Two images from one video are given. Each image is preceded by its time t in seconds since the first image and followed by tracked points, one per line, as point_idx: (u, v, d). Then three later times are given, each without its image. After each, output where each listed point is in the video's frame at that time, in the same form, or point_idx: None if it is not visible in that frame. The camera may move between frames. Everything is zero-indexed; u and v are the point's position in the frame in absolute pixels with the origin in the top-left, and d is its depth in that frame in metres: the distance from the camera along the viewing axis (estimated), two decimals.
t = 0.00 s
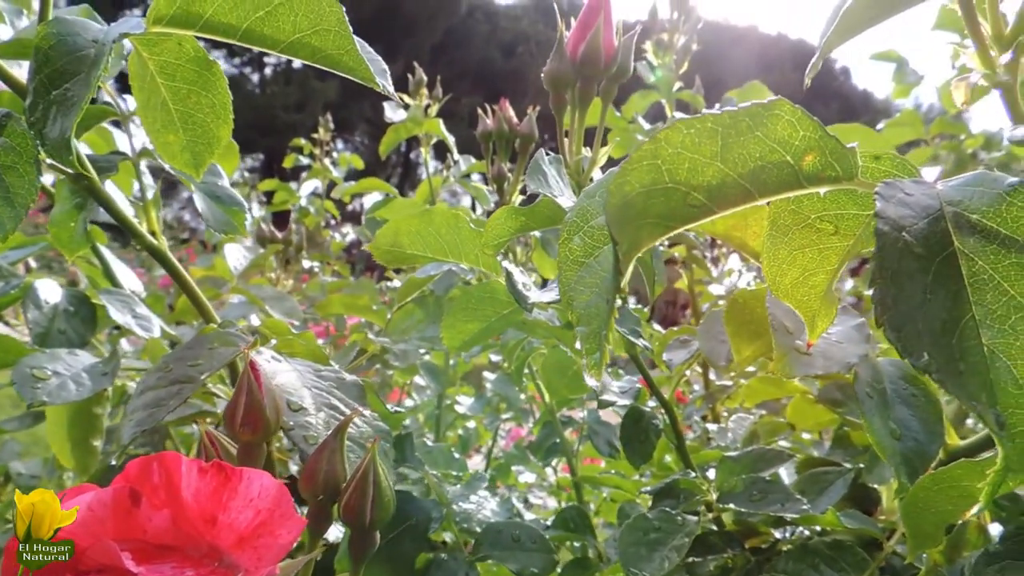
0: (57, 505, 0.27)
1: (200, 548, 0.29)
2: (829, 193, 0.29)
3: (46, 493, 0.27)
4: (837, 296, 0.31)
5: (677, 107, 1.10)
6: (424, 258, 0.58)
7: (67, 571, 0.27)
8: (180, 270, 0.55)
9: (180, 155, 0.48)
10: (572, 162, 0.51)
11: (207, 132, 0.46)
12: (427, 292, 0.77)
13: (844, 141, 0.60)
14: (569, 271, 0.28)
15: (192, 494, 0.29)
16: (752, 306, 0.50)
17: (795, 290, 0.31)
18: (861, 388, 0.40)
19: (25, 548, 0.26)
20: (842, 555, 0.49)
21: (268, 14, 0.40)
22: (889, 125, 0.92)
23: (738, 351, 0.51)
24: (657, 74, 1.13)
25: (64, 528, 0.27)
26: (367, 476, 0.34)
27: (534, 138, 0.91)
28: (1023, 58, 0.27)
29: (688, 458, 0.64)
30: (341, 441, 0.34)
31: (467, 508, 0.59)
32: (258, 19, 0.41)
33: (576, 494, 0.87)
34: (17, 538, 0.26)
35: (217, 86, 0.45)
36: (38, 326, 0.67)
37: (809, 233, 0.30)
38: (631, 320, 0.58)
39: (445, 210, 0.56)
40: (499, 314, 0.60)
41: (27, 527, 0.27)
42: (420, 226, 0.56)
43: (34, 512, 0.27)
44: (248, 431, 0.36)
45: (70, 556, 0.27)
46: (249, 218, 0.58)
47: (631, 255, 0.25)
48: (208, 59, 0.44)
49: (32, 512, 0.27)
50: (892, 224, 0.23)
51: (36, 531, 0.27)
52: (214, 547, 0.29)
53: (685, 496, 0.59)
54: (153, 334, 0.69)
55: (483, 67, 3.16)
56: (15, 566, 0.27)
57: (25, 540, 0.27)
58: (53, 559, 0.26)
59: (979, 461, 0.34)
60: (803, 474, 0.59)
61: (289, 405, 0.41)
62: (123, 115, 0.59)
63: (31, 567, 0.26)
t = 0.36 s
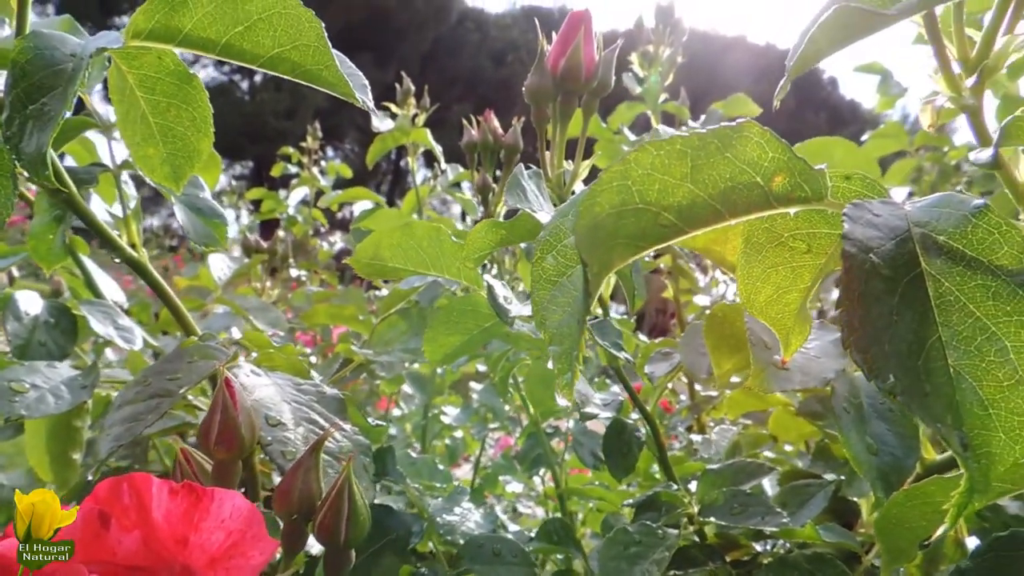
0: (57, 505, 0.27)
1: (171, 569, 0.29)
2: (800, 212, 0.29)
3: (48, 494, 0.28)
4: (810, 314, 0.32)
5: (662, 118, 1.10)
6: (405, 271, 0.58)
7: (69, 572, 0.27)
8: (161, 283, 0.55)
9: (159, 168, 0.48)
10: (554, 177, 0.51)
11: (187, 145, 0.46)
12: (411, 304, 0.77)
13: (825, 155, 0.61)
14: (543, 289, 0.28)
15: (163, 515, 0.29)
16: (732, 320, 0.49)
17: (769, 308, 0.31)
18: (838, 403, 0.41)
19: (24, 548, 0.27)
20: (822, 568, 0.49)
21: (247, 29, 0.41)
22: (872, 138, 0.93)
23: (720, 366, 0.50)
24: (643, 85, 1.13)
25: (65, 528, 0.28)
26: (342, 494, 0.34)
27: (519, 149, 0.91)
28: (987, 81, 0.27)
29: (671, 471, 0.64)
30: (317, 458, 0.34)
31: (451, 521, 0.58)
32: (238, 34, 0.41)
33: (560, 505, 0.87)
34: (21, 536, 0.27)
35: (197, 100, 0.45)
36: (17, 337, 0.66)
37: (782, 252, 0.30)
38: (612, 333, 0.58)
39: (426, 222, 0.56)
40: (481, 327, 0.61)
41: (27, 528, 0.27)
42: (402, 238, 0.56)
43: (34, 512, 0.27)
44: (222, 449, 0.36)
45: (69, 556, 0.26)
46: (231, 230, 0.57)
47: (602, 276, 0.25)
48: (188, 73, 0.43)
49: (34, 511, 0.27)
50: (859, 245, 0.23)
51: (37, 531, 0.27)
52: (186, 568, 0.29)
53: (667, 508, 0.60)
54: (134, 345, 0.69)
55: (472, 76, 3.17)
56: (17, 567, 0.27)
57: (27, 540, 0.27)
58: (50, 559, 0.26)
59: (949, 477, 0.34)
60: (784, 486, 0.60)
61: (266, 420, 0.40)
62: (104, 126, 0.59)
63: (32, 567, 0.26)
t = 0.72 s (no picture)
0: (56, 506, 0.28)
1: None
2: (774, 227, 0.29)
3: (47, 493, 0.28)
4: (785, 327, 0.32)
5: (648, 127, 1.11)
6: (390, 280, 0.59)
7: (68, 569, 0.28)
8: (142, 292, 0.55)
9: (140, 177, 0.47)
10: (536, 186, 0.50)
11: (167, 153, 0.46)
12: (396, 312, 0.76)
13: (806, 167, 0.61)
14: (517, 301, 0.29)
15: (136, 527, 0.29)
16: (713, 329, 0.49)
17: (745, 320, 0.31)
18: (815, 415, 0.40)
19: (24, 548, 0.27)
20: None
21: (227, 39, 0.41)
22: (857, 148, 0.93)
23: (700, 376, 0.50)
24: (629, 94, 1.14)
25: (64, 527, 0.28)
26: (318, 506, 0.34)
27: (505, 158, 0.91)
28: (953, 99, 0.27)
29: (654, 481, 0.64)
30: (293, 470, 0.34)
31: (435, 530, 0.58)
32: (218, 43, 0.41)
33: (545, 514, 0.87)
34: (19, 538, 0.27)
35: (178, 109, 0.45)
36: None
37: (757, 265, 0.31)
38: (595, 343, 0.58)
39: (409, 232, 0.56)
40: (464, 337, 0.61)
41: (27, 527, 0.27)
42: (385, 248, 0.56)
43: (34, 512, 0.27)
44: (200, 460, 0.36)
45: (70, 555, 0.28)
46: (213, 239, 0.57)
47: (574, 290, 0.25)
48: (168, 82, 0.43)
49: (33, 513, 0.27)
50: (828, 262, 0.23)
51: (36, 531, 0.27)
52: None
53: (649, 518, 0.60)
54: (116, 354, 0.68)
55: (461, 82, 3.17)
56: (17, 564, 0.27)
57: (27, 539, 0.27)
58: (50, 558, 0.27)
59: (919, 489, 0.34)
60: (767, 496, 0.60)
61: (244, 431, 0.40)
62: (85, 134, 0.59)
63: (32, 566, 0.27)
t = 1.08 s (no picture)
0: (56, 507, 0.28)
1: None
2: (741, 237, 0.29)
3: (47, 493, 0.28)
4: (754, 337, 0.32)
5: (630, 133, 1.11)
6: (366, 286, 0.58)
7: (67, 569, 0.28)
8: (115, 298, 0.54)
9: (112, 183, 0.47)
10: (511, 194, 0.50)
11: (139, 160, 0.46)
12: (375, 318, 0.76)
13: (781, 174, 0.61)
14: (484, 312, 0.29)
15: (99, 540, 0.29)
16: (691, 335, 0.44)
17: (715, 329, 0.32)
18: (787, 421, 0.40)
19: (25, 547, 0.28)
20: None
21: (198, 45, 0.40)
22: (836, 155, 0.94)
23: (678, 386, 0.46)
24: (610, 100, 1.14)
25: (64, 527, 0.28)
26: (286, 516, 0.33)
27: (486, 163, 0.91)
28: (914, 111, 0.28)
29: (632, 487, 0.64)
30: (262, 480, 0.34)
31: (414, 536, 0.57)
32: (189, 49, 0.40)
33: (525, 519, 0.87)
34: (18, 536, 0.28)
35: (151, 115, 0.44)
36: None
37: (726, 274, 0.31)
38: (573, 349, 0.58)
39: (385, 238, 0.55)
40: (441, 343, 0.61)
41: (27, 527, 0.28)
42: (362, 254, 0.56)
43: (34, 512, 0.28)
44: (166, 470, 0.36)
45: (69, 556, 0.28)
46: (187, 245, 0.57)
47: (539, 302, 0.25)
48: (139, 88, 0.43)
49: (32, 513, 0.28)
50: (790, 273, 0.23)
51: (36, 530, 0.28)
52: None
53: (626, 524, 0.60)
54: (91, 361, 0.67)
55: (447, 86, 3.16)
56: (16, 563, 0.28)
57: (27, 539, 0.28)
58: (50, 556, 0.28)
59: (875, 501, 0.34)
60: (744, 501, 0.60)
61: (216, 440, 0.40)
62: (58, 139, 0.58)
63: (32, 566, 0.28)
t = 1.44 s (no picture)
0: (56, 506, 0.28)
1: None
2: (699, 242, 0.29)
3: (47, 493, 0.29)
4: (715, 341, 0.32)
5: (609, 137, 1.11)
6: (338, 291, 0.58)
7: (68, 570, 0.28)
8: (84, 304, 0.54)
9: (77, 189, 0.47)
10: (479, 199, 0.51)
11: (105, 166, 0.46)
12: (351, 323, 0.76)
13: (754, 178, 0.62)
14: (441, 318, 0.29)
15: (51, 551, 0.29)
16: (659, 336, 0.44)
17: (676, 334, 0.32)
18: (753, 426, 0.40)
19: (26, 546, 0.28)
20: None
21: (163, 51, 0.40)
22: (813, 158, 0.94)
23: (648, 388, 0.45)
24: (588, 103, 1.14)
25: (65, 528, 0.29)
26: (248, 524, 0.33)
27: (465, 167, 0.91)
28: (862, 119, 0.28)
29: (608, 491, 0.64)
30: (225, 488, 0.34)
31: (391, 541, 0.57)
32: (153, 55, 0.40)
33: (504, 524, 0.86)
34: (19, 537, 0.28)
35: (116, 121, 0.44)
36: None
37: (685, 279, 0.31)
38: (546, 354, 0.59)
39: (357, 243, 0.55)
40: (416, 347, 0.61)
41: (27, 527, 0.28)
42: (334, 259, 0.56)
43: (34, 512, 0.28)
44: (127, 479, 0.36)
45: (69, 555, 0.28)
46: (157, 250, 0.57)
47: (493, 308, 0.25)
48: (104, 94, 0.43)
49: (31, 512, 0.28)
50: (740, 279, 0.23)
51: (36, 531, 0.28)
52: None
53: (600, 527, 0.60)
54: (63, 367, 0.67)
55: (432, 89, 3.16)
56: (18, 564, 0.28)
57: (27, 539, 0.28)
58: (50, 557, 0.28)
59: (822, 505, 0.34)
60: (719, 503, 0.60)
61: (183, 448, 0.39)
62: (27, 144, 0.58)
63: (32, 566, 0.28)
